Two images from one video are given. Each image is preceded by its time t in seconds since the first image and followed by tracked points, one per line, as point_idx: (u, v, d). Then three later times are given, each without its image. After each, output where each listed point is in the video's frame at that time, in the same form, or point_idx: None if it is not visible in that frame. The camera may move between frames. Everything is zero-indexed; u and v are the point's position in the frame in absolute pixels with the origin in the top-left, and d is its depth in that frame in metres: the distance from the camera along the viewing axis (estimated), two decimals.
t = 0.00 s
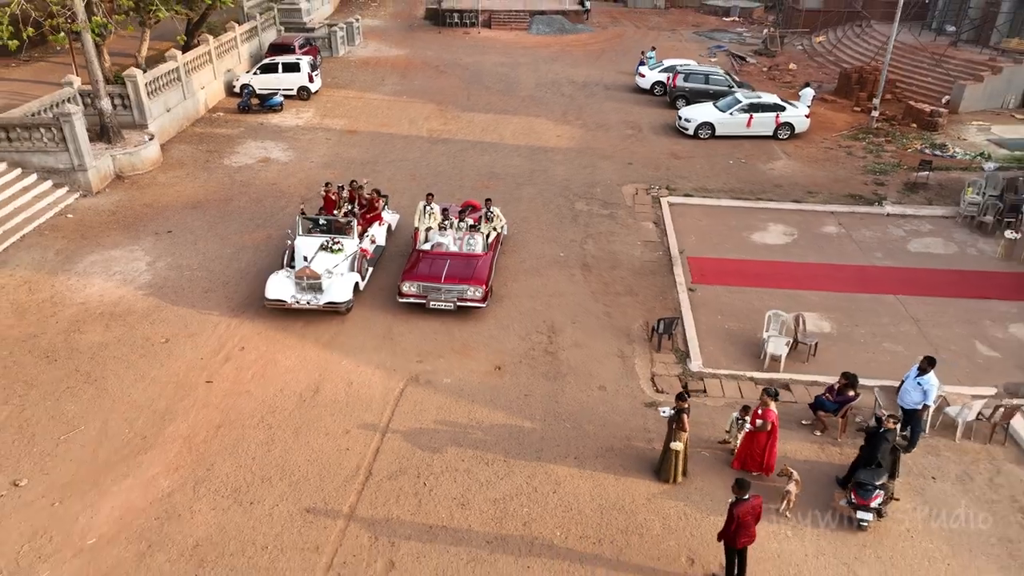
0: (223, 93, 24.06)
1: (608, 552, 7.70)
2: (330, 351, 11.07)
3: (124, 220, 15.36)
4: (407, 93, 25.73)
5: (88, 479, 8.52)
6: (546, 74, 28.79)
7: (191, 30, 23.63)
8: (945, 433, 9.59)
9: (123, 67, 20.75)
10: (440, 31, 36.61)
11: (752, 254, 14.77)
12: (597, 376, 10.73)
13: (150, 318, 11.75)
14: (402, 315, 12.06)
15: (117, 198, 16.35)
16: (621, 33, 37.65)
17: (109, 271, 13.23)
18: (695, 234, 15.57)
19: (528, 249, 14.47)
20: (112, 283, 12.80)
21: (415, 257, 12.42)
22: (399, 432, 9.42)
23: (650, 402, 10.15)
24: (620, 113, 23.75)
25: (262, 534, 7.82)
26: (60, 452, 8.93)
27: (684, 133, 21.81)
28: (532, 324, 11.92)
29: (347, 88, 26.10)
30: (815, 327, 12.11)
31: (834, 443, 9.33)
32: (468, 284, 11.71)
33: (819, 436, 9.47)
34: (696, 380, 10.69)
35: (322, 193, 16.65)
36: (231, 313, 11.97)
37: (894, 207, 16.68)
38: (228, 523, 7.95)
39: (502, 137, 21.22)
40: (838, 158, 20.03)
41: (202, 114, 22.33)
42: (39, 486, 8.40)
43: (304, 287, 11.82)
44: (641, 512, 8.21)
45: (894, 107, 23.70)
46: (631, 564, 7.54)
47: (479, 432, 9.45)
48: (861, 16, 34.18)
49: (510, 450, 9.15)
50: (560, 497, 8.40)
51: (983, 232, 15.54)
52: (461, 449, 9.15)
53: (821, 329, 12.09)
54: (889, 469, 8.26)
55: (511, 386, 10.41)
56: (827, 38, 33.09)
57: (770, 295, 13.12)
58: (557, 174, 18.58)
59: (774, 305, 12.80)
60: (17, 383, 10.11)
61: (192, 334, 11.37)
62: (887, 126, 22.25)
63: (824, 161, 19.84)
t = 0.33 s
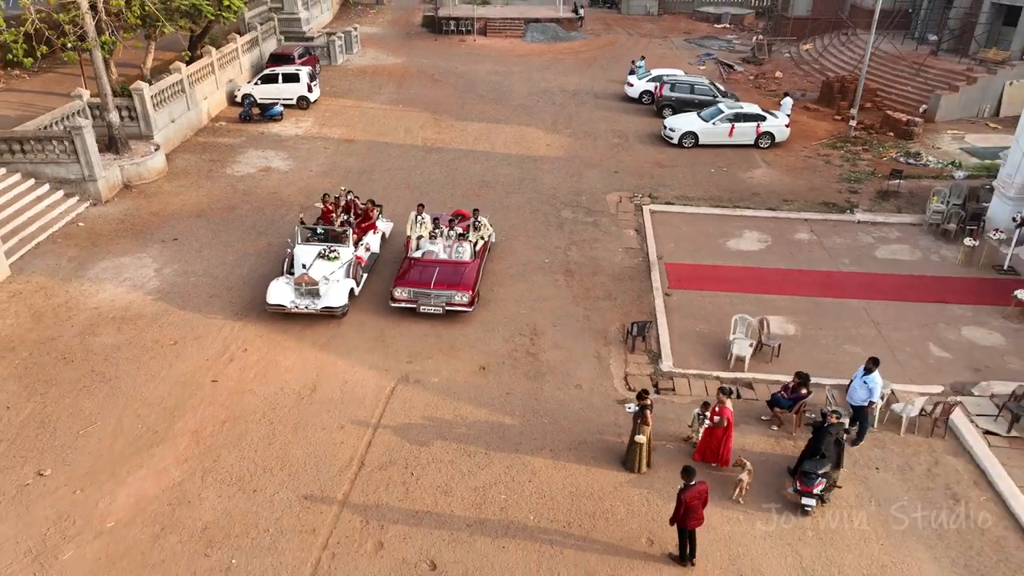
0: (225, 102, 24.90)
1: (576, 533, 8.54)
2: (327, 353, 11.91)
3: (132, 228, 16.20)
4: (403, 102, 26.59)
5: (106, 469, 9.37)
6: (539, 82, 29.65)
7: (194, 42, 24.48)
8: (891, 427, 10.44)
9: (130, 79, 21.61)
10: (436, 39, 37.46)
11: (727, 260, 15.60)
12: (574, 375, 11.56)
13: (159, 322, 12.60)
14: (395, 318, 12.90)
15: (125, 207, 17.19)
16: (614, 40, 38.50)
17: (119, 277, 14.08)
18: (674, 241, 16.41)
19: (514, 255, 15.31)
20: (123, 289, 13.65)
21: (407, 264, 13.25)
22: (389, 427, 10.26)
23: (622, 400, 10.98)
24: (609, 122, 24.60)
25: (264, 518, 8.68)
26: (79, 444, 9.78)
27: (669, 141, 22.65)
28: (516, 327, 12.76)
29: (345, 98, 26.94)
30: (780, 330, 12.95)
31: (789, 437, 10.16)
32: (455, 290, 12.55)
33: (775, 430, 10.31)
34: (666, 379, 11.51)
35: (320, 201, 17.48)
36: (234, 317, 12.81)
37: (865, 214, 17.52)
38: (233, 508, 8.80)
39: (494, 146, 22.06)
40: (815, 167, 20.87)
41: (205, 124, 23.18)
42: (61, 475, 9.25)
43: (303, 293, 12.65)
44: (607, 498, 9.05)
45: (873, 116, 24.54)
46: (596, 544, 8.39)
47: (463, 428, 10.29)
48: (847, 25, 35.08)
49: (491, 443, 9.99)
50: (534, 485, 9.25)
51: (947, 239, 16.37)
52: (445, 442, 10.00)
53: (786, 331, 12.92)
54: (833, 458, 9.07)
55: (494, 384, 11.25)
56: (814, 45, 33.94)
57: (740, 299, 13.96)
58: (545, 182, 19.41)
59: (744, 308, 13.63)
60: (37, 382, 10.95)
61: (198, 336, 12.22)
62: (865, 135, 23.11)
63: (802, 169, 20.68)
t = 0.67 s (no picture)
0: (226, 110, 25.68)
1: (550, 519, 9.30)
2: (323, 353, 12.68)
3: (138, 234, 16.97)
4: (399, 109, 27.38)
5: (118, 461, 10.14)
6: (532, 90, 30.43)
7: (196, 52, 25.26)
8: (848, 423, 11.19)
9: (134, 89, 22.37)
10: (433, 46, 38.25)
11: (705, 265, 16.36)
12: (555, 374, 12.32)
13: (165, 324, 13.37)
14: (387, 321, 13.66)
15: (131, 214, 17.96)
16: (607, 46, 39.29)
17: (126, 282, 14.85)
18: (656, 246, 17.16)
19: (502, 261, 16.08)
20: (130, 293, 14.42)
21: (399, 270, 14.01)
22: (380, 423, 11.03)
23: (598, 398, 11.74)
24: (598, 129, 25.37)
25: (264, 505, 9.45)
26: (93, 438, 10.55)
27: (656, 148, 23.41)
28: (501, 329, 13.53)
29: (343, 105, 27.72)
30: (751, 331, 13.71)
31: (752, 432, 10.92)
32: (444, 294, 13.32)
33: (740, 425, 11.06)
34: (641, 378, 12.26)
35: (317, 208, 18.24)
36: (236, 319, 13.58)
37: (840, 220, 18.27)
38: (236, 496, 9.58)
39: (486, 154, 22.83)
40: (796, 173, 21.63)
41: (207, 132, 23.96)
42: (76, 467, 10.02)
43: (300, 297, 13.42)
44: (580, 488, 9.82)
45: (855, 123, 25.32)
46: (568, 528, 9.15)
47: (449, 423, 11.05)
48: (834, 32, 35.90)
49: (474, 438, 10.75)
50: (513, 475, 10.02)
51: (917, 244, 17.12)
52: (432, 437, 10.77)
53: (756, 333, 13.68)
54: (785, 448, 9.84)
55: (479, 383, 12.01)
56: (802, 52, 34.74)
57: (716, 302, 14.72)
58: (534, 189, 20.18)
59: (719, 311, 14.39)
60: (52, 381, 11.73)
61: (202, 338, 12.99)
62: (846, 142, 23.89)
63: (782, 176, 21.44)
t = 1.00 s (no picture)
0: (227, 118, 26.50)
1: (526, 506, 10.13)
2: (318, 354, 13.52)
3: (143, 240, 17.80)
4: (395, 117, 28.20)
5: (127, 454, 10.97)
6: (524, 97, 31.26)
7: (198, 62, 26.09)
8: (807, 419, 12.01)
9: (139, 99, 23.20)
10: (429, 53, 39.06)
11: (683, 270, 17.18)
12: (536, 373, 13.14)
13: (170, 327, 14.21)
14: (379, 324, 14.49)
15: (137, 221, 18.79)
16: (600, 53, 40.10)
17: (133, 286, 15.68)
18: (637, 252, 17.98)
19: (489, 266, 16.91)
20: (137, 297, 15.26)
21: (390, 276, 14.83)
22: (370, 420, 11.85)
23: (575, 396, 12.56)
24: (587, 137, 26.19)
25: (263, 494, 10.28)
26: (104, 433, 11.38)
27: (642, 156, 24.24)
28: (487, 331, 14.35)
29: (340, 113, 28.56)
30: (723, 333, 14.53)
31: (717, 428, 11.73)
32: (432, 299, 14.13)
33: (705, 421, 11.88)
34: (616, 377, 13.08)
35: (314, 215, 19.05)
36: (237, 322, 14.42)
37: (814, 226, 19.08)
38: (236, 486, 10.41)
39: (478, 161, 23.66)
40: (776, 180, 22.45)
41: (209, 139, 24.78)
42: (89, 459, 10.84)
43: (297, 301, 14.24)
44: (553, 478, 10.64)
45: (835, 131, 26.19)
46: (541, 515, 9.98)
47: (435, 419, 11.88)
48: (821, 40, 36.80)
49: (457, 433, 11.58)
50: (493, 467, 10.85)
51: (886, 250, 17.94)
52: (418, 432, 11.60)
53: (727, 335, 14.51)
54: (742, 442, 10.64)
55: (464, 382, 12.84)
56: (789, 59, 35.59)
57: (691, 305, 15.54)
58: (522, 196, 21.01)
59: (693, 314, 15.21)
60: (65, 380, 12.56)
61: (205, 340, 13.83)
62: (826, 150, 24.73)
63: (763, 183, 22.26)
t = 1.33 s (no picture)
0: (229, 128, 27.36)
1: (505, 501, 10.97)
2: (315, 359, 14.37)
3: (149, 249, 18.67)
4: (392, 126, 29.07)
5: (137, 452, 11.82)
6: (518, 106, 32.12)
7: (201, 74, 26.96)
8: (770, 420, 12.85)
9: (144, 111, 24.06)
10: (426, 61, 39.93)
11: (664, 277, 18.00)
12: (519, 377, 13.98)
13: (176, 332, 15.06)
14: (373, 329, 15.34)
15: (143, 230, 19.66)
16: (593, 61, 40.95)
17: (140, 293, 16.54)
18: (621, 260, 18.80)
19: (479, 274, 17.74)
20: (144, 304, 16.12)
21: (383, 284, 15.66)
22: (362, 420, 12.70)
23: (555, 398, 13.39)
24: (577, 146, 27.04)
25: (262, 489, 11.13)
26: (115, 433, 12.24)
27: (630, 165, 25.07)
28: (474, 337, 15.20)
29: (339, 122, 29.42)
30: (698, 339, 15.36)
31: (686, 428, 12.57)
32: (423, 306, 14.98)
33: (676, 422, 12.71)
34: (595, 380, 13.91)
35: (312, 224, 19.90)
36: (238, 328, 15.27)
37: (791, 235, 19.90)
38: (238, 482, 11.27)
39: (471, 170, 24.50)
40: (758, 189, 23.27)
41: (211, 149, 25.64)
42: (102, 457, 11.70)
43: (295, 308, 15.07)
44: (532, 474, 11.48)
45: (818, 140, 27.02)
46: (519, 508, 10.82)
47: (423, 420, 12.72)
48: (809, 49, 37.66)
49: (444, 432, 12.42)
50: (476, 464, 11.69)
51: (859, 258, 18.76)
52: (407, 432, 12.44)
53: (702, 340, 15.33)
54: (707, 441, 11.46)
55: (451, 385, 13.68)
56: (778, 68, 36.46)
57: (669, 312, 16.37)
58: (513, 206, 21.84)
59: (671, 320, 16.04)
60: (78, 383, 13.42)
61: (208, 344, 14.69)
62: (808, 159, 25.57)
63: (745, 192, 23.09)
